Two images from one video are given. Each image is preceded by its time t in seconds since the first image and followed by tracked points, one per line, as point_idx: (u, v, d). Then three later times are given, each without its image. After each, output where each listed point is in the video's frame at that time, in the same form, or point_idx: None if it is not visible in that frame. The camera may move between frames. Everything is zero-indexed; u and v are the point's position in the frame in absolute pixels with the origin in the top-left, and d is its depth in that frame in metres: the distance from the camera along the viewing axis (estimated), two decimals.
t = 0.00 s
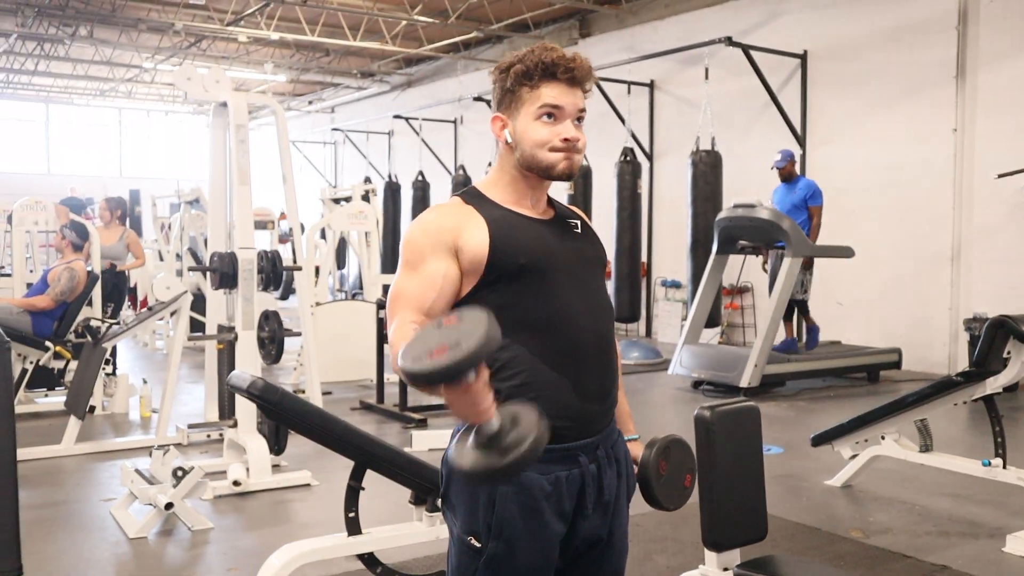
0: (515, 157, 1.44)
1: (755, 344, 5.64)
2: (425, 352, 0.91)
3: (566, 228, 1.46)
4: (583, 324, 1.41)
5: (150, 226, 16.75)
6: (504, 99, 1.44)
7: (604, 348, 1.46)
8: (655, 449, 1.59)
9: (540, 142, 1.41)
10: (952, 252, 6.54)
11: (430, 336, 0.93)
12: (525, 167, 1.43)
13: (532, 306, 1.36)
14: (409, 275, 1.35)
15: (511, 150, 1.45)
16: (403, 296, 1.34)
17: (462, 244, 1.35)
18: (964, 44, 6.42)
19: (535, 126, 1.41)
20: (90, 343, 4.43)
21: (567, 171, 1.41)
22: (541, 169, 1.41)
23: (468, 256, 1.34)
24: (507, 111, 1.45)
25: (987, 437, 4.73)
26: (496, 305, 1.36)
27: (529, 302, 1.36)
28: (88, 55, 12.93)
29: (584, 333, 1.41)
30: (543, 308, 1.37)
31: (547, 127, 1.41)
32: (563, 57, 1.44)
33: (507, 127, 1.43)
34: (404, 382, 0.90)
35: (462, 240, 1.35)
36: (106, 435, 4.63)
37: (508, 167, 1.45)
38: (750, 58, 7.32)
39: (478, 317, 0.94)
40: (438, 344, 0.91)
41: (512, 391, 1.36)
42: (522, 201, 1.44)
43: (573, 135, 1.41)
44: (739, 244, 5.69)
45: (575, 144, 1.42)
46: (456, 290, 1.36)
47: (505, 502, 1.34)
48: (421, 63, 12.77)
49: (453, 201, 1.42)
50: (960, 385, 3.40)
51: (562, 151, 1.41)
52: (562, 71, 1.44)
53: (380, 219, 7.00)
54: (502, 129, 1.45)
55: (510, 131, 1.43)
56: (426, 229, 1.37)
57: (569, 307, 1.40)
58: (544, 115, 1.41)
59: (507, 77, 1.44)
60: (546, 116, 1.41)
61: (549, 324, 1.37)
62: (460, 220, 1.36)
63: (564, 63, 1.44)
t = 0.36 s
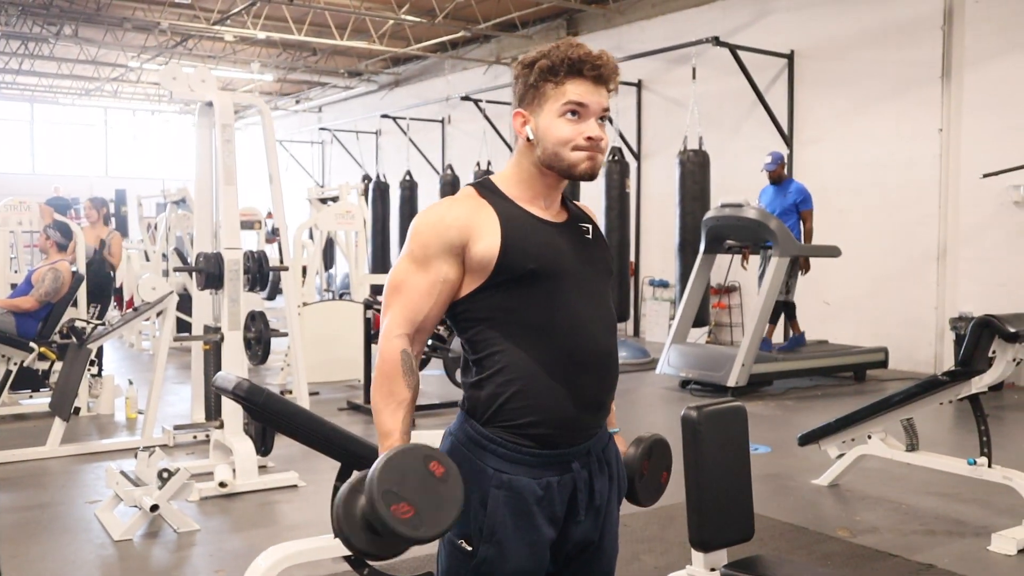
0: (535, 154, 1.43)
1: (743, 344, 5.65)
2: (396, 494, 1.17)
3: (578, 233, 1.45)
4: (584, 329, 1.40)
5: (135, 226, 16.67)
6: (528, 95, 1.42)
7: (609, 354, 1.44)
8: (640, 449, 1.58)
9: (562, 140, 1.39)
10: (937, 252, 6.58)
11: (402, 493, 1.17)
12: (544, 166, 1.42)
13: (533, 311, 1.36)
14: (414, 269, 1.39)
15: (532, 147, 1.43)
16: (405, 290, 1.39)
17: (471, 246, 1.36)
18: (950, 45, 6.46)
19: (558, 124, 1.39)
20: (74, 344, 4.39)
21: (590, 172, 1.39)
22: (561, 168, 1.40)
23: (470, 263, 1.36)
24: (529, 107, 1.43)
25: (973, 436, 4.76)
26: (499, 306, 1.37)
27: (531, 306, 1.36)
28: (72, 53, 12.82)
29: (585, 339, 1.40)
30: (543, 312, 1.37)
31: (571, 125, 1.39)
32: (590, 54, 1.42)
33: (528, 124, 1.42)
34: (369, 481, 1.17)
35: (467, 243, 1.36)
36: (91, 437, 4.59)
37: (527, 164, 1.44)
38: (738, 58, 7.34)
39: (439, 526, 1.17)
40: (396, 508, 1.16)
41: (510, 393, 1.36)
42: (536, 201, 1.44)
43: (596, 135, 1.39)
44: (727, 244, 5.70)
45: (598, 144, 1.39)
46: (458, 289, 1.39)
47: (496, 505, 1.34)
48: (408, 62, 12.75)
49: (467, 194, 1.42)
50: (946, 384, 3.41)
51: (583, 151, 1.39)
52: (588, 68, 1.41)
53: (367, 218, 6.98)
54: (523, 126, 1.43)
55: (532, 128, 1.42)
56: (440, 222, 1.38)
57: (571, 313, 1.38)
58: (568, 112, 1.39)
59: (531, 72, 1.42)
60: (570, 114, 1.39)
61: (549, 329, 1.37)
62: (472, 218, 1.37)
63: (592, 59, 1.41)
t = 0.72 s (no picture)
0: (553, 152, 1.43)
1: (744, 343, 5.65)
2: (372, 515, 1.30)
3: (592, 234, 1.45)
4: (590, 329, 1.39)
5: (137, 224, 16.68)
6: (546, 92, 1.43)
7: (618, 355, 1.44)
8: (656, 463, 1.58)
9: (581, 136, 1.39)
10: (939, 251, 6.57)
11: (376, 522, 1.31)
12: (562, 163, 1.42)
13: (540, 309, 1.36)
14: (426, 262, 1.40)
15: (550, 145, 1.43)
16: (416, 283, 1.40)
17: (481, 239, 1.37)
18: (950, 44, 6.47)
19: (576, 119, 1.39)
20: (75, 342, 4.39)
21: (610, 168, 1.38)
22: (579, 164, 1.40)
23: (479, 258, 1.37)
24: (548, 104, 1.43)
25: (974, 435, 4.76)
26: (506, 303, 1.37)
27: (537, 303, 1.36)
28: (73, 51, 12.83)
29: (592, 339, 1.39)
30: (549, 309, 1.36)
31: (590, 121, 1.39)
32: (609, 51, 1.42)
33: (548, 121, 1.42)
34: (354, 499, 1.29)
35: (477, 237, 1.37)
36: (93, 434, 4.60)
37: (545, 162, 1.44)
38: (739, 57, 7.34)
39: (401, 549, 1.33)
40: (368, 531, 1.31)
41: (513, 390, 1.37)
42: (552, 198, 1.44)
43: (616, 131, 1.39)
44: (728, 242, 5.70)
45: (618, 140, 1.39)
46: (468, 284, 1.39)
47: (497, 503, 1.35)
48: (409, 60, 12.75)
49: (482, 189, 1.43)
50: (947, 383, 3.41)
51: (602, 148, 1.39)
52: (607, 65, 1.41)
53: (368, 216, 6.99)
54: (542, 123, 1.43)
55: (551, 125, 1.42)
56: (452, 215, 1.39)
57: (576, 312, 1.38)
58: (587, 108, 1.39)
59: (551, 70, 1.43)
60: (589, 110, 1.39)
61: (556, 328, 1.37)
62: (482, 213, 1.38)
63: (611, 56, 1.42)
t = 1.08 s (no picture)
0: (538, 157, 1.43)
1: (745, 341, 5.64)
2: (408, 512, 1.24)
3: (577, 231, 1.43)
4: (581, 323, 1.39)
5: (137, 226, 16.67)
6: (530, 100, 1.43)
7: (612, 351, 1.44)
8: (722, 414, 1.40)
9: (562, 142, 1.39)
10: (939, 248, 6.57)
11: (414, 516, 1.24)
12: (546, 168, 1.42)
13: (527, 304, 1.36)
14: (420, 266, 1.39)
15: (536, 150, 1.44)
16: (412, 288, 1.39)
17: (467, 239, 1.37)
18: (950, 41, 6.46)
19: (559, 125, 1.39)
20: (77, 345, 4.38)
21: (589, 174, 1.39)
22: (562, 169, 1.40)
23: (470, 259, 1.37)
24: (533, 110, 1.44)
25: (976, 433, 4.76)
26: (495, 300, 1.37)
27: (525, 298, 1.36)
28: (73, 53, 12.81)
29: (583, 334, 1.39)
30: (538, 305, 1.36)
31: (572, 127, 1.39)
32: (592, 58, 1.42)
33: (532, 127, 1.42)
34: (388, 497, 1.23)
35: (466, 238, 1.37)
36: (94, 437, 4.59)
37: (531, 167, 1.44)
38: (738, 55, 7.33)
39: (439, 546, 1.26)
40: (407, 527, 1.24)
41: (503, 386, 1.37)
42: (537, 201, 1.43)
43: (596, 137, 1.39)
44: (728, 241, 5.68)
45: (597, 146, 1.40)
46: (461, 284, 1.39)
47: (491, 499, 1.36)
48: (409, 61, 12.75)
49: (470, 196, 1.43)
50: (948, 381, 3.40)
51: (584, 153, 1.39)
52: (590, 72, 1.41)
53: (368, 218, 6.99)
54: (527, 129, 1.44)
55: (535, 131, 1.42)
56: (442, 219, 1.39)
57: (566, 307, 1.38)
58: (569, 115, 1.39)
59: (535, 78, 1.42)
60: (571, 116, 1.39)
61: (546, 323, 1.37)
62: (468, 215, 1.39)
63: (594, 64, 1.42)
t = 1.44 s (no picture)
0: (546, 156, 1.43)
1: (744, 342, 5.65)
2: (393, 512, 1.28)
3: (581, 226, 1.42)
4: (585, 322, 1.38)
5: (136, 225, 16.67)
6: (537, 100, 1.43)
7: (616, 349, 1.43)
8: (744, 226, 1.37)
9: (571, 141, 1.39)
10: (938, 250, 6.57)
11: (398, 517, 1.28)
12: (553, 167, 1.42)
13: (529, 302, 1.36)
14: (423, 264, 1.40)
15: (543, 149, 1.44)
16: (416, 286, 1.40)
17: (471, 236, 1.38)
18: (950, 43, 6.46)
19: (567, 125, 1.39)
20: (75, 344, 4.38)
21: (596, 173, 1.39)
22: (570, 167, 1.40)
23: (473, 256, 1.38)
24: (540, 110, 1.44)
25: (975, 434, 4.75)
26: (497, 297, 1.37)
27: (527, 296, 1.36)
28: (73, 53, 12.81)
29: (585, 332, 1.38)
30: (540, 303, 1.36)
31: (579, 126, 1.39)
32: (599, 58, 1.42)
33: (539, 127, 1.42)
34: (373, 499, 1.26)
35: (469, 235, 1.38)
36: (92, 437, 4.59)
37: (539, 166, 1.44)
38: (738, 56, 7.34)
39: (423, 544, 1.31)
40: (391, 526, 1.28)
41: (503, 384, 1.37)
42: (545, 199, 1.43)
43: (603, 136, 1.39)
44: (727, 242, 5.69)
45: (605, 145, 1.39)
46: (463, 283, 1.40)
47: (488, 498, 1.35)
48: (408, 61, 12.75)
49: (476, 195, 1.44)
50: (946, 383, 3.40)
51: (591, 152, 1.39)
52: (597, 72, 1.41)
53: (367, 218, 6.98)
54: (535, 129, 1.44)
55: (543, 131, 1.42)
56: (445, 216, 1.40)
57: (568, 305, 1.37)
58: (576, 114, 1.39)
59: (542, 78, 1.43)
60: (579, 115, 1.39)
61: (546, 321, 1.36)
62: (472, 214, 1.39)
63: (600, 63, 1.42)
